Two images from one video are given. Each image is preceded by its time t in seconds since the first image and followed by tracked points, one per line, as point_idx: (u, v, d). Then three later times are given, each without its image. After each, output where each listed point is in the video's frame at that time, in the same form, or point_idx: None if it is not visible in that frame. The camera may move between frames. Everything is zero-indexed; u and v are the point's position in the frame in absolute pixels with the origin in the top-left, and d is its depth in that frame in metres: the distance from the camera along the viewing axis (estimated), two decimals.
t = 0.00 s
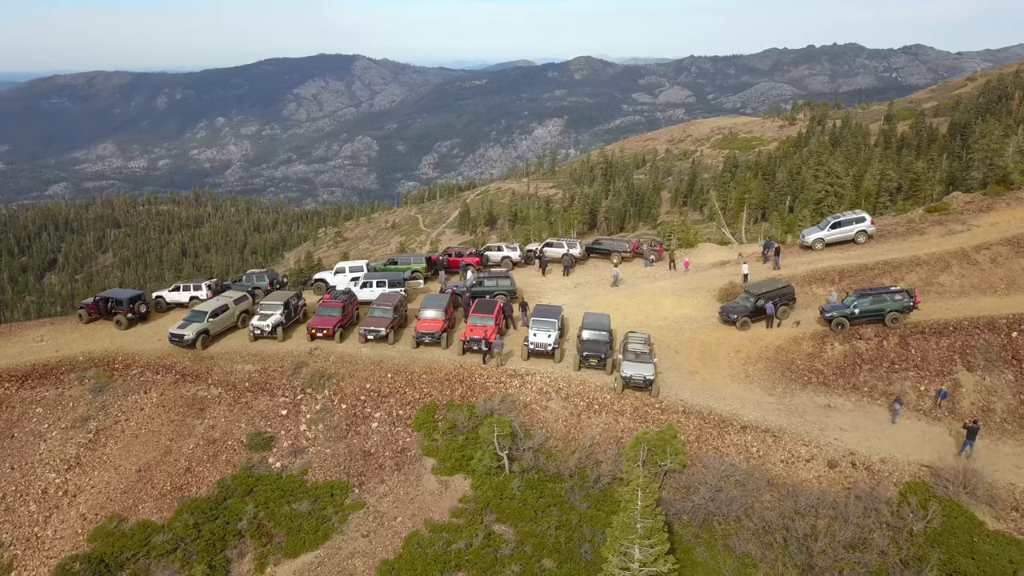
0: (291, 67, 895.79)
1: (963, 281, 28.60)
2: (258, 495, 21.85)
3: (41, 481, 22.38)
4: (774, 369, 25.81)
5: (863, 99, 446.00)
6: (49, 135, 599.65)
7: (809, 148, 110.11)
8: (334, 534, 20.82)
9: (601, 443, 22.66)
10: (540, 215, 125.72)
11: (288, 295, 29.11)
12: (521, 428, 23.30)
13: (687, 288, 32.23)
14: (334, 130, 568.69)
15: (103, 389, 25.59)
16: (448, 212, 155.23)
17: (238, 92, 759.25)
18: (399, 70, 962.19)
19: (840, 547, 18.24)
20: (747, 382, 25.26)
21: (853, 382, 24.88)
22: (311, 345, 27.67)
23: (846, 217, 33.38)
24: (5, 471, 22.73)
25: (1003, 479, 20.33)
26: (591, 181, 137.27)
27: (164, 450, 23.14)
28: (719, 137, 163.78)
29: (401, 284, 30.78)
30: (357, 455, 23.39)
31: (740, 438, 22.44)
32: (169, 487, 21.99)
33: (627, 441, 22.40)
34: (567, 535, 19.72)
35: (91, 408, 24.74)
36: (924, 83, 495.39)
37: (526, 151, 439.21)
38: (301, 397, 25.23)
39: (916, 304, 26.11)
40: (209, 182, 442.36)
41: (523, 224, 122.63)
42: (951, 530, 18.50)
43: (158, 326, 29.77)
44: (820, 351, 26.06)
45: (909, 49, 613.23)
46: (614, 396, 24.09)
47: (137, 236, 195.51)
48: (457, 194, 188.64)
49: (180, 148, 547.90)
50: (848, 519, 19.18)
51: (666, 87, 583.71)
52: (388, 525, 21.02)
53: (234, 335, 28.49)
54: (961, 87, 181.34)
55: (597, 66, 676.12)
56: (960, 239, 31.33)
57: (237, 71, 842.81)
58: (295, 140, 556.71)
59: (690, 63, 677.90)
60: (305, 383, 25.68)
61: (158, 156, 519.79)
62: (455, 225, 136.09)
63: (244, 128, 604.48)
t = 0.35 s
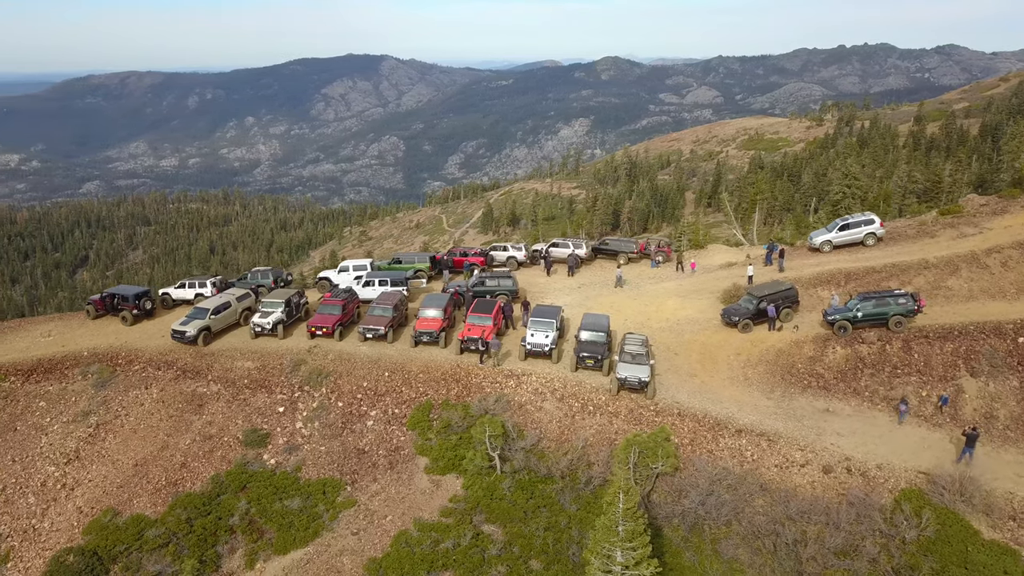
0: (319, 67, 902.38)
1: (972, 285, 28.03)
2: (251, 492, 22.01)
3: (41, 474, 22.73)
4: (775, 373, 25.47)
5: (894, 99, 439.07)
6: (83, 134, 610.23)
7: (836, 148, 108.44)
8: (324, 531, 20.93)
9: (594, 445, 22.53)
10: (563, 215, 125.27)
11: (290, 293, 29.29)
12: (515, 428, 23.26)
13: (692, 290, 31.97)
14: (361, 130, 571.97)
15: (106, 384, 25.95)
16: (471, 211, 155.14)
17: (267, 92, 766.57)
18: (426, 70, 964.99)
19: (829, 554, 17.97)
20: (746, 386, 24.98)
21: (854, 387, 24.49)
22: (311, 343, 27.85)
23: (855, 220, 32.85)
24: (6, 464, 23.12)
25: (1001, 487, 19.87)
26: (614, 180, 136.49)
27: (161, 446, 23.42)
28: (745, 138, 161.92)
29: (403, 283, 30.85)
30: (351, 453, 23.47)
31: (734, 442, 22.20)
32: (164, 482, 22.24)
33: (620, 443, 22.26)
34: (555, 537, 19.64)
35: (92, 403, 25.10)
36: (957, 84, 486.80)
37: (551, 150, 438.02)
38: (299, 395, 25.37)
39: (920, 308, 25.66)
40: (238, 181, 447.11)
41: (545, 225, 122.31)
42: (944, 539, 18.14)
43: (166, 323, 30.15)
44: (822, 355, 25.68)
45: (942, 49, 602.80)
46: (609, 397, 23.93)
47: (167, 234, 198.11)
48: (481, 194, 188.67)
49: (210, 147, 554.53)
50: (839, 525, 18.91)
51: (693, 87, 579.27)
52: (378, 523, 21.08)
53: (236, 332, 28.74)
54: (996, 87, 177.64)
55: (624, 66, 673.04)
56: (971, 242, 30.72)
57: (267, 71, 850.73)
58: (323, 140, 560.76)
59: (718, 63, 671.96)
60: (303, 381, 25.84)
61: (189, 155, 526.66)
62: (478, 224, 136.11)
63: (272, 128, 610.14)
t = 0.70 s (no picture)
0: (350, 67, 908.61)
1: (981, 290, 27.46)
2: (244, 487, 22.22)
3: (41, 467, 23.14)
4: (774, 377, 25.14)
5: (929, 100, 431.44)
6: (120, 134, 621.23)
7: (865, 150, 106.55)
8: (314, 529, 21.07)
9: (585, 446, 22.41)
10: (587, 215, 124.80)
11: (292, 292, 29.49)
12: (507, 429, 23.22)
13: (696, 292, 31.70)
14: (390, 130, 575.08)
15: (109, 379, 26.33)
16: (497, 211, 155.12)
17: (299, 92, 773.74)
18: (456, 71, 967.11)
19: (817, 562, 17.70)
20: (744, 390, 24.67)
21: (854, 393, 24.07)
22: (312, 341, 28.00)
23: (864, 222, 32.31)
24: (8, 456, 23.56)
25: (999, 497, 19.37)
26: (640, 180, 135.68)
27: (158, 441, 23.71)
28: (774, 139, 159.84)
29: (406, 283, 30.93)
30: (345, 451, 23.59)
31: (727, 447, 21.94)
32: (159, 477, 22.51)
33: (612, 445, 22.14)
34: (540, 540, 19.58)
35: (95, 398, 25.49)
36: (995, 85, 477.15)
37: (579, 150, 436.30)
38: (296, 392, 25.54)
39: (925, 313, 25.14)
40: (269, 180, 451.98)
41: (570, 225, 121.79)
42: (936, 550, 17.74)
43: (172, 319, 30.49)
44: (823, 360, 25.31)
45: (981, 49, 590.60)
46: (603, 400, 23.77)
47: (198, 232, 200.80)
48: (507, 194, 188.48)
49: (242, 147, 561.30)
50: (829, 533, 18.59)
51: (724, 87, 573.66)
52: (367, 522, 21.18)
53: (239, 330, 29.03)
54: None
55: (655, 66, 668.81)
56: (983, 246, 30.07)
57: (298, 71, 858.58)
58: (353, 140, 564.62)
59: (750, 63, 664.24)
60: (301, 378, 26.00)
61: (222, 154, 533.54)
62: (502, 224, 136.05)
63: (302, 128, 615.55)
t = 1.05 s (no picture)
0: (377, 67, 913.42)
1: (989, 295, 26.91)
2: (237, 484, 22.43)
3: (41, 461, 23.54)
4: (773, 382, 24.85)
5: (962, 102, 423.26)
6: (151, 133, 630.16)
7: (893, 152, 104.65)
8: (305, 527, 21.20)
9: (577, 449, 22.29)
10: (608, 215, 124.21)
11: (293, 291, 29.64)
12: (499, 430, 23.18)
13: (700, 295, 31.44)
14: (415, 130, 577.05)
15: (111, 374, 26.72)
16: (519, 211, 154.84)
17: (326, 92, 779.25)
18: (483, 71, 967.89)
19: (803, 570, 17.48)
20: (741, 394, 24.42)
21: (853, 398, 23.72)
22: (312, 339, 28.19)
23: (872, 225, 31.83)
24: (11, 450, 24.01)
25: (995, 507, 18.99)
26: (664, 180, 134.63)
27: (157, 437, 24.02)
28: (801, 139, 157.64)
29: (407, 282, 31.00)
30: (339, 450, 23.69)
31: (720, 451, 21.73)
32: (155, 473, 22.81)
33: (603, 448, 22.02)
34: (527, 540, 19.57)
35: (97, 394, 25.87)
36: None
37: (604, 150, 434.11)
38: (294, 391, 25.71)
39: (928, 318, 24.73)
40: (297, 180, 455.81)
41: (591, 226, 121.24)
42: (927, 559, 17.41)
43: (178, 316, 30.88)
44: (823, 364, 24.97)
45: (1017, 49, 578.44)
46: (598, 402, 23.65)
47: (226, 230, 203.00)
48: (530, 194, 188.26)
49: (270, 146, 566.81)
50: (818, 539, 18.34)
51: (752, 88, 567.83)
52: (357, 520, 21.26)
53: (241, 328, 29.26)
54: None
55: (681, 66, 664.26)
56: (994, 251, 29.47)
57: (327, 72, 864.62)
58: (379, 139, 567.51)
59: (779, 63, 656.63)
60: (299, 377, 26.18)
61: (250, 154, 538.94)
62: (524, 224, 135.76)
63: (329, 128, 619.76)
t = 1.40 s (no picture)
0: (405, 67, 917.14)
1: (994, 300, 26.37)
2: (229, 481, 22.64)
3: (40, 455, 23.94)
4: (769, 386, 24.58)
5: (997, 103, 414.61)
6: (182, 132, 638.75)
7: (922, 153, 102.70)
8: (293, 524, 21.33)
9: (567, 451, 22.20)
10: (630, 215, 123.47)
11: (294, 289, 29.83)
12: (490, 430, 23.17)
13: (702, 297, 31.19)
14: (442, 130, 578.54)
15: (112, 370, 27.09)
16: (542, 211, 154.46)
17: (354, 92, 783.77)
18: (510, 71, 967.71)
19: None
20: (736, 398, 24.17)
21: (850, 404, 23.38)
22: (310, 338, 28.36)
23: (878, 228, 31.38)
24: (12, 443, 24.45)
25: (986, 517, 18.62)
26: (687, 180, 133.66)
27: (152, 433, 24.31)
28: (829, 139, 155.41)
29: (408, 282, 31.08)
30: (331, 449, 23.84)
31: (710, 455, 21.52)
32: (149, 468, 23.11)
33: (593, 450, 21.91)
34: (510, 541, 19.54)
35: (97, 389, 26.24)
36: None
37: (630, 150, 431.54)
38: (290, 389, 25.89)
39: (928, 323, 24.31)
40: (324, 179, 459.29)
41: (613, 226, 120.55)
42: (912, 569, 17.11)
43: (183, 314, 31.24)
44: (820, 369, 24.64)
45: None
46: (589, 404, 23.55)
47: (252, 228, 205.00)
48: (553, 195, 187.51)
49: (298, 146, 571.86)
50: (803, 546, 18.11)
51: (781, 88, 561.44)
52: (345, 519, 21.33)
53: (242, 326, 29.53)
54: None
55: (709, 67, 658.76)
56: (1002, 255, 28.89)
57: (355, 72, 870.19)
58: (406, 140, 569.69)
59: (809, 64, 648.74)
60: (296, 375, 26.35)
61: (278, 153, 543.87)
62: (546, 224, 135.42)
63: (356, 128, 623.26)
